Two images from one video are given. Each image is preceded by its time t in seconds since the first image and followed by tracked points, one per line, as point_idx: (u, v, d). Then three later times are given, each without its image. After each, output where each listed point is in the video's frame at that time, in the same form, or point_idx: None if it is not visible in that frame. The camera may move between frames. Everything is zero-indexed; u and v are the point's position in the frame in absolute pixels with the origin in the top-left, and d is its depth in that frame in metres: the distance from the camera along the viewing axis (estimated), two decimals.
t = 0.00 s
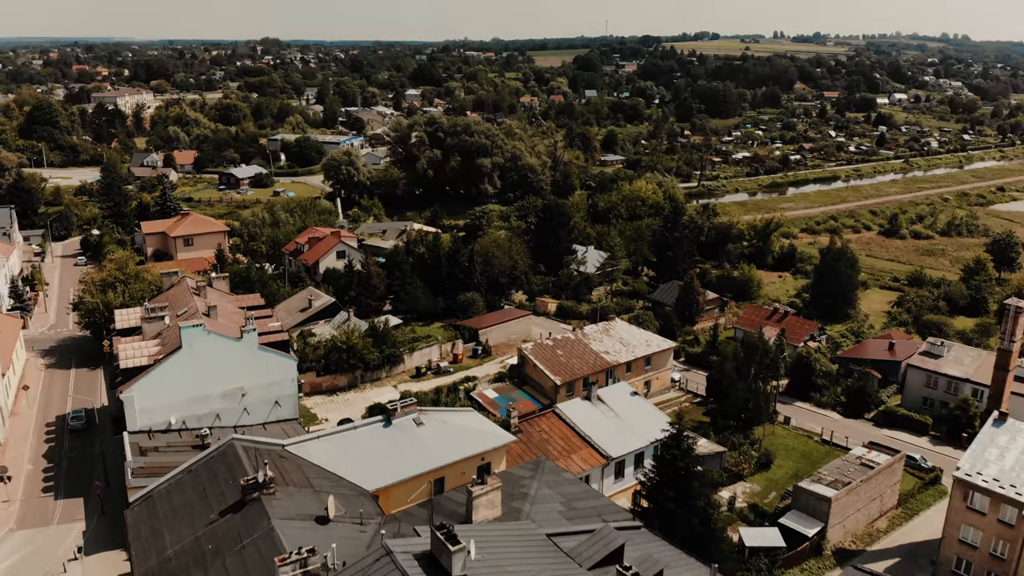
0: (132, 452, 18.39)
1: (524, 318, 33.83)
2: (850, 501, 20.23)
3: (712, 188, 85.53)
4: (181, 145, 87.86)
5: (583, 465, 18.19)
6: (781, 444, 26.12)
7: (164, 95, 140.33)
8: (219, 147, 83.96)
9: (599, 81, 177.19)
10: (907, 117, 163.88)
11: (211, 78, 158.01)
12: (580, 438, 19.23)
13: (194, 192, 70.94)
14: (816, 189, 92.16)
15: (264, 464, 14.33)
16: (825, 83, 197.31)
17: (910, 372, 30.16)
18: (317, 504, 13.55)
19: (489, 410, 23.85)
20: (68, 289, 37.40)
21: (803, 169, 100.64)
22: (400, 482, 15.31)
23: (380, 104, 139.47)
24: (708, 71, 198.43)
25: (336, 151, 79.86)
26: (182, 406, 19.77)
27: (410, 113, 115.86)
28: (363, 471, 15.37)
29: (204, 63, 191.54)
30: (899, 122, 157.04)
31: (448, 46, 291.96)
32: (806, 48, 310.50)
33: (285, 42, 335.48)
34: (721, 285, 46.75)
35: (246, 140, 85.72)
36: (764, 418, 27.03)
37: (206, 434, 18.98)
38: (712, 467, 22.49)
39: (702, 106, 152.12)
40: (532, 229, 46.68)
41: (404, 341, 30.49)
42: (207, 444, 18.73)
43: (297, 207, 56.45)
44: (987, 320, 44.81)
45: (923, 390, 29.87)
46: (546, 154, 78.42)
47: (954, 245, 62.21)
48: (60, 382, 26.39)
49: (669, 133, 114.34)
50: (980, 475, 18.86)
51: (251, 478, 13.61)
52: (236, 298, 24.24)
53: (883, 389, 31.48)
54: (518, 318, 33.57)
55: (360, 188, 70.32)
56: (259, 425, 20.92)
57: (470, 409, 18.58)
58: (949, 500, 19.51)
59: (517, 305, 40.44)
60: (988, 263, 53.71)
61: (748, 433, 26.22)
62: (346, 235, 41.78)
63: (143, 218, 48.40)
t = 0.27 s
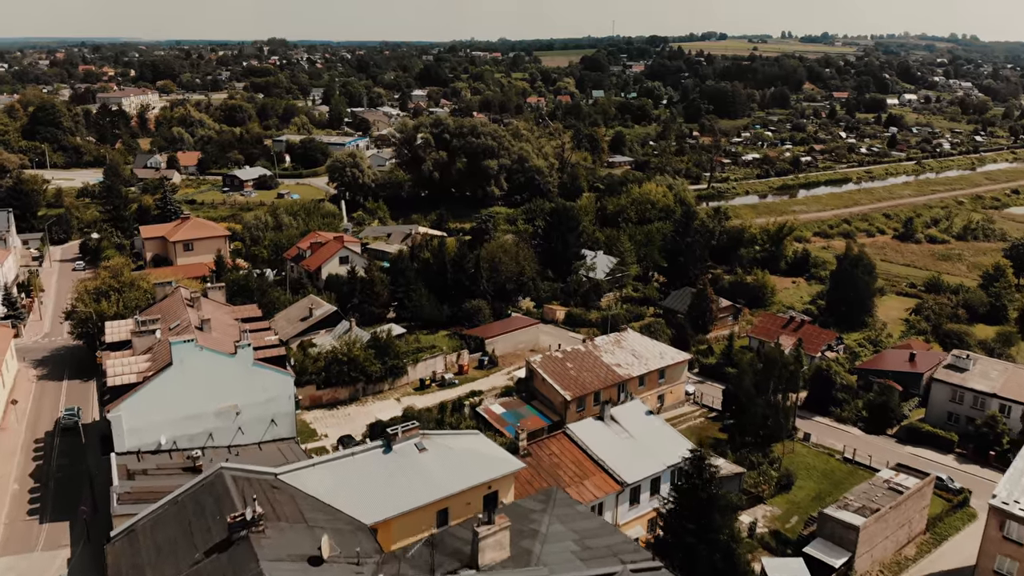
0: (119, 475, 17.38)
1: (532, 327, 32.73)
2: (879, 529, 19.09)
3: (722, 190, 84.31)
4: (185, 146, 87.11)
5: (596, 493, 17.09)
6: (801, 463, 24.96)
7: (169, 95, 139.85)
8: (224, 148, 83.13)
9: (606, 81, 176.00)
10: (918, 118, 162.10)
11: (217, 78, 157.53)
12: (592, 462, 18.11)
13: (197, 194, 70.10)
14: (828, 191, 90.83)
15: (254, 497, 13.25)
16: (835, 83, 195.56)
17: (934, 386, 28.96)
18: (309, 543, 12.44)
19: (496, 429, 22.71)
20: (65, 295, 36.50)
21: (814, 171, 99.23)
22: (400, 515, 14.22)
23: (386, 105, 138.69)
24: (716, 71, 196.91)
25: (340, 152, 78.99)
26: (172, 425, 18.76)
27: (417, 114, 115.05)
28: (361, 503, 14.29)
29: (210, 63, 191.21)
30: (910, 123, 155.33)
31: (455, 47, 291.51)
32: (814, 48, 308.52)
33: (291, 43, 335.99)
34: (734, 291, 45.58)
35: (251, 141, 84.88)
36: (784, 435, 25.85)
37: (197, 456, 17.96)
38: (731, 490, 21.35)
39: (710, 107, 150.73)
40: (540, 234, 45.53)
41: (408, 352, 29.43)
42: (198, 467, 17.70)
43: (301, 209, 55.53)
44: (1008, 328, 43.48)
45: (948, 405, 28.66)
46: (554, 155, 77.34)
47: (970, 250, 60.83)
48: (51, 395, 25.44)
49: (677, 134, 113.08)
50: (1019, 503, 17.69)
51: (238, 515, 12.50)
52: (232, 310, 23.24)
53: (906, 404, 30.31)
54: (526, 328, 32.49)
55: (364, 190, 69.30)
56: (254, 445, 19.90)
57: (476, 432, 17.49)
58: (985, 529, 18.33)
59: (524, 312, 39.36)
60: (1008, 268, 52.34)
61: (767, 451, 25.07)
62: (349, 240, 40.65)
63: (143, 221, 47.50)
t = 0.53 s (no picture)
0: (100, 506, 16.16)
1: (542, 338, 31.50)
2: (913, 564, 17.80)
3: (732, 193, 82.97)
4: (189, 147, 86.28)
5: (611, 528, 15.89)
6: (825, 487, 23.64)
7: (175, 96, 139.35)
8: (228, 149, 82.23)
9: (613, 81, 174.68)
10: (929, 119, 160.17)
11: (223, 79, 157.03)
12: (607, 493, 16.88)
13: (200, 197, 69.15)
14: (840, 194, 89.35)
15: (237, 545, 12.04)
16: (844, 83, 193.72)
17: (963, 403, 27.61)
18: None
19: (504, 453, 21.47)
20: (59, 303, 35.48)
21: (826, 173, 97.74)
22: (399, 560, 13.01)
23: (392, 106, 137.85)
24: (725, 71, 195.38)
25: (345, 154, 77.94)
26: (159, 451, 17.58)
27: (423, 115, 114.05)
28: (356, 546, 13.07)
29: (217, 64, 190.94)
30: (922, 124, 153.46)
31: (461, 47, 290.67)
32: (822, 48, 306.62)
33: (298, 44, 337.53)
34: (748, 298, 44.29)
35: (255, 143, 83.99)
36: (806, 457, 24.52)
37: (184, 485, 16.76)
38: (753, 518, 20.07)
39: (719, 107, 149.21)
40: (549, 239, 44.27)
41: (411, 364, 28.26)
42: (185, 496, 16.49)
43: (304, 213, 54.44)
44: None
45: (977, 424, 27.33)
46: (562, 157, 76.10)
47: (990, 255, 59.29)
48: (39, 411, 24.38)
49: (687, 135, 111.67)
50: None
51: (219, 566, 11.27)
52: (226, 324, 22.09)
53: (933, 420, 28.99)
54: (535, 339, 31.25)
55: (369, 193, 68.10)
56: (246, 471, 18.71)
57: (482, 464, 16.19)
58: None
59: (532, 321, 38.13)
60: None
61: (789, 474, 23.74)
62: (351, 246, 39.47)
63: (142, 225, 46.49)
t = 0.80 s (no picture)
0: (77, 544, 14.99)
1: (552, 351, 30.20)
2: None
3: (743, 195, 81.55)
4: (192, 150, 85.42)
5: (630, 571, 14.62)
6: (852, 514, 22.27)
7: (180, 97, 138.74)
8: (231, 151, 81.29)
9: (620, 82, 173.31)
10: (941, 119, 158.13)
11: (228, 80, 156.43)
12: (623, 530, 15.64)
13: (202, 200, 68.23)
14: (853, 196, 87.79)
15: None
16: (854, 83, 191.71)
17: (994, 423, 26.19)
18: None
19: (511, 482, 20.38)
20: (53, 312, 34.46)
21: (838, 175, 96.15)
22: None
23: (398, 107, 136.92)
24: (733, 71, 193.72)
25: (350, 157, 76.87)
26: (143, 482, 16.38)
27: (429, 116, 113.05)
28: None
29: (222, 65, 190.46)
30: (933, 125, 151.47)
31: (468, 48, 289.79)
32: (831, 47, 304.36)
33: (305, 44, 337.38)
34: (763, 306, 42.95)
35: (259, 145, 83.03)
36: (832, 481, 23.15)
37: (169, 520, 15.57)
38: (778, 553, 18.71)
39: (728, 108, 147.65)
40: (557, 245, 42.99)
41: (415, 379, 27.00)
42: (170, 533, 15.31)
43: (307, 217, 53.35)
44: None
45: (1010, 444, 25.89)
46: (569, 160, 74.83)
47: (1009, 260, 57.69)
48: (26, 429, 23.31)
49: (696, 136, 110.18)
50: None
51: None
52: (219, 341, 20.88)
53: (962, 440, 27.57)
54: (544, 351, 29.96)
55: (374, 196, 66.85)
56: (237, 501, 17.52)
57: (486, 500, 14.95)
58: None
59: (541, 331, 36.86)
60: None
61: (814, 500, 22.38)
62: (354, 252, 38.25)
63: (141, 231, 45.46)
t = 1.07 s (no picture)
0: None
1: (560, 369, 29.00)
2: None
3: (753, 201, 80.21)
4: (194, 153, 84.55)
5: None
6: (879, 552, 21.00)
7: (184, 98, 138.10)
8: (233, 155, 80.35)
9: (627, 83, 171.99)
10: (952, 121, 156.27)
11: (232, 81, 155.79)
12: None
13: (203, 205, 67.26)
14: (864, 201, 86.36)
15: None
16: (862, 85, 189.89)
17: None
18: None
19: (518, 528, 19.39)
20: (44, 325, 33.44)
21: (849, 179, 94.67)
22: None
23: (402, 108, 135.96)
24: (741, 72, 192.12)
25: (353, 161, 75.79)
26: (123, 525, 15.26)
27: (434, 118, 112.02)
28: None
29: (227, 66, 189.83)
30: (944, 127, 149.67)
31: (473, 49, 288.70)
32: (838, 48, 302.31)
33: (310, 44, 337.14)
34: (777, 319, 41.70)
35: (262, 148, 82.06)
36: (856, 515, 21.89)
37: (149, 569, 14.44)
38: None
39: (736, 110, 146.15)
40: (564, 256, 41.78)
41: (417, 401, 25.80)
42: None
43: (308, 224, 52.26)
44: None
45: None
46: (576, 164, 73.60)
47: None
48: (8, 454, 22.27)
49: (704, 138, 108.80)
50: None
51: None
52: (209, 367, 19.76)
53: (989, 468, 26.28)
54: (552, 371, 28.76)
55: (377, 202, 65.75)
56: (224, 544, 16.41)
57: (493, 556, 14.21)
58: None
59: (548, 346, 35.66)
60: None
61: (837, 536, 21.13)
62: (355, 263, 37.06)
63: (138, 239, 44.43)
